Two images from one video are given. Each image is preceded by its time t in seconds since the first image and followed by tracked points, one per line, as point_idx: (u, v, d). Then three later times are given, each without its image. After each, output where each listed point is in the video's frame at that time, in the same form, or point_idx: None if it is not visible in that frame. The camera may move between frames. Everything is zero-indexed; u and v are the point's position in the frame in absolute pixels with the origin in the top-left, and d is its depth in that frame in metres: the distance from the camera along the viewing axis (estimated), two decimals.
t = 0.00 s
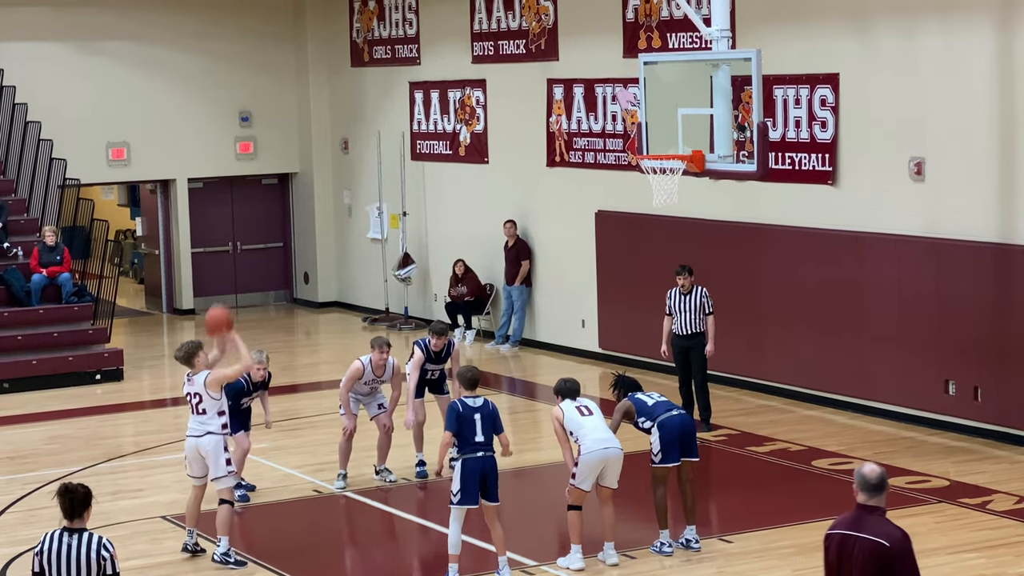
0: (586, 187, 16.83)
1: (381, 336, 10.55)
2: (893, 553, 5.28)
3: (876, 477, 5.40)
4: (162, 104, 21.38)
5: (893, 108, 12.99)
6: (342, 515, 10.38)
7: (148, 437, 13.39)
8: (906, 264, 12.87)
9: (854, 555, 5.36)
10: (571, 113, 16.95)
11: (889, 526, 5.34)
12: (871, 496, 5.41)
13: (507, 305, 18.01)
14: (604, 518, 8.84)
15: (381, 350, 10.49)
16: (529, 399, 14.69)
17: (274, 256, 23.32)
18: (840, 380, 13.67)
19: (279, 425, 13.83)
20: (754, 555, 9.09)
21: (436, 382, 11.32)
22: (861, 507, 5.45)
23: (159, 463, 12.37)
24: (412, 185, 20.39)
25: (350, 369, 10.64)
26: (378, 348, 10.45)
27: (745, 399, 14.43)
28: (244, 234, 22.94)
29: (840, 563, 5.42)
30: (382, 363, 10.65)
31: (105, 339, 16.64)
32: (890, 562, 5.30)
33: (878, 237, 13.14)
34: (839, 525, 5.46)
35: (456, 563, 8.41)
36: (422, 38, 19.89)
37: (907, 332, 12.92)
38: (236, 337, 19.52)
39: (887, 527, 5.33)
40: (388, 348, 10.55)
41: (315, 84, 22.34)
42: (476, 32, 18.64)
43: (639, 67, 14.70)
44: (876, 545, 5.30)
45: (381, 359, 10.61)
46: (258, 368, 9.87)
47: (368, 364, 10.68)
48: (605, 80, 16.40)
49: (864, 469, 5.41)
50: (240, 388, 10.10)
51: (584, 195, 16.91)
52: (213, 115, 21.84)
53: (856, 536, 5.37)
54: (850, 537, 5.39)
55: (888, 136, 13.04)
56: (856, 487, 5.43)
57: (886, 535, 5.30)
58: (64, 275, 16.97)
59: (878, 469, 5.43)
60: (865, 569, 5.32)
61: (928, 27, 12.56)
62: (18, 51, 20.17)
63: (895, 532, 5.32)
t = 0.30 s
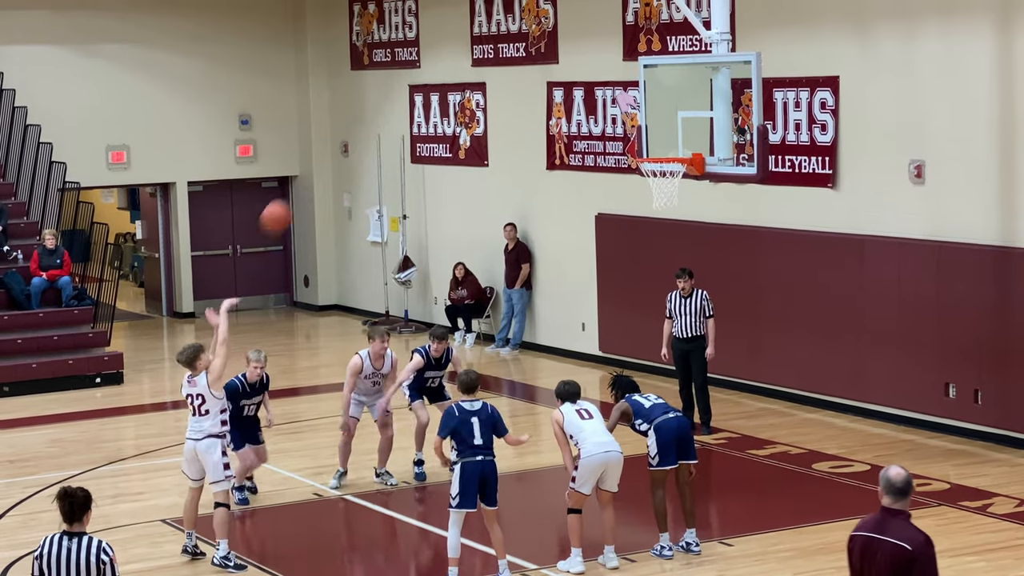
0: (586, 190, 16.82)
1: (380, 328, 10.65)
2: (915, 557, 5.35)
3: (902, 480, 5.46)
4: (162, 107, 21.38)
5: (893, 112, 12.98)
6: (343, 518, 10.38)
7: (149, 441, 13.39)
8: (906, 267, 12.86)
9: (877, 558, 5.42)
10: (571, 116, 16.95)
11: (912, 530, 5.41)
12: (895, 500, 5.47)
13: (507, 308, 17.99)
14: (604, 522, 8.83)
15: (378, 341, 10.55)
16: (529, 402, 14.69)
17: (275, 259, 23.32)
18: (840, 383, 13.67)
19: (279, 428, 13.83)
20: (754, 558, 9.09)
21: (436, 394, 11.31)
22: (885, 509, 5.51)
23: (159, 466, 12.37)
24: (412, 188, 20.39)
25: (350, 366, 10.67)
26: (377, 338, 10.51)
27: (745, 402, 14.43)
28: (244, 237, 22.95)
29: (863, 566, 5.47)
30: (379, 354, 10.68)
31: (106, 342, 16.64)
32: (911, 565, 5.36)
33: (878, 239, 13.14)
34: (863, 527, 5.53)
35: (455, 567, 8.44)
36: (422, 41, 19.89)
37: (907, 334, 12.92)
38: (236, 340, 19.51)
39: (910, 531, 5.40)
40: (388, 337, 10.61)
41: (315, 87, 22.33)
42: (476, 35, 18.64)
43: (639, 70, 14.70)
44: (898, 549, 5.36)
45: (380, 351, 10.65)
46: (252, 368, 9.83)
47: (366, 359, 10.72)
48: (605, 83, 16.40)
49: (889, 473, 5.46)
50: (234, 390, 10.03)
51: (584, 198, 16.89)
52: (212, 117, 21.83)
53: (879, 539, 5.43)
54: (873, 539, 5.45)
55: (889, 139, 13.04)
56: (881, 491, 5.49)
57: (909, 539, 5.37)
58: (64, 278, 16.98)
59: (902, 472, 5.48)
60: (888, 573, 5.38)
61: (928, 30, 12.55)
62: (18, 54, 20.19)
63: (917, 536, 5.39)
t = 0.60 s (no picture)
0: (586, 193, 16.82)
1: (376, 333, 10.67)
2: (941, 561, 5.47)
3: (929, 485, 5.57)
4: (161, 109, 21.38)
5: (892, 114, 12.99)
6: (342, 520, 10.38)
7: (147, 443, 13.38)
8: (906, 269, 12.87)
9: (904, 562, 5.54)
10: (571, 119, 16.96)
11: (940, 535, 5.52)
12: (922, 504, 5.59)
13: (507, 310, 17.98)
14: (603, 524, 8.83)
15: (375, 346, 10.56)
16: (528, 405, 14.69)
17: (274, 262, 23.33)
18: (840, 385, 13.67)
19: (278, 430, 13.82)
20: (754, 561, 9.09)
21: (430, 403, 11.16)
22: (911, 513, 5.63)
23: (158, 469, 12.36)
24: (412, 191, 20.39)
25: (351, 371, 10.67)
26: (373, 341, 10.56)
27: (744, 405, 14.43)
28: (244, 240, 22.95)
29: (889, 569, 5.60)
30: (377, 360, 10.68)
31: (105, 345, 16.64)
32: (937, 568, 5.49)
33: (877, 242, 13.14)
34: (890, 531, 5.64)
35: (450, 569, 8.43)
36: (421, 43, 19.90)
37: (906, 337, 12.92)
38: (236, 343, 19.52)
39: (937, 536, 5.51)
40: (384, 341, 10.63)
41: (315, 90, 22.33)
42: (476, 38, 18.63)
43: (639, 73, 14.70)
44: (925, 554, 5.48)
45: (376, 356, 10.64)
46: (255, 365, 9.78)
47: (365, 365, 10.71)
48: (604, 85, 16.41)
49: (917, 477, 5.58)
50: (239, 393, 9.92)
51: (584, 201, 16.89)
52: (212, 120, 21.84)
53: (906, 543, 5.55)
54: (900, 543, 5.57)
55: (888, 142, 13.04)
56: (908, 495, 5.60)
57: (936, 544, 5.48)
58: (64, 281, 16.98)
59: (930, 476, 5.60)
60: None
61: (929, 32, 12.56)
62: (19, 57, 20.19)
63: (944, 540, 5.50)
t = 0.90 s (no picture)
0: (586, 196, 16.82)
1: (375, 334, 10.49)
2: (970, 561, 5.43)
3: (957, 485, 5.50)
4: (160, 113, 21.38)
5: (892, 117, 13.00)
6: (342, 524, 10.38)
7: (147, 447, 13.38)
8: (905, 272, 12.88)
9: (932, 563, 5.49)
10: (570, 122, 16.96)
11: (967, 535, 5.47)
12: (950, 504, 5.52)
13: (506, 313, 17.98)
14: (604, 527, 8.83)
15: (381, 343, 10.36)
16: (528, 408, 14.69)
17: (274, 265, 23.33)
18: (839, 388, 13.68)
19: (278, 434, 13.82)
20: (753, 564, 9.10)
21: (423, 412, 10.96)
22: (940, 511, 5.56)
23: (158, 472, 12.37)
24: (411, 194, 20.40)
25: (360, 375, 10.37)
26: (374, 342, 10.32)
27: (744, 408, 14.43)
28: (243, 243, 22.95)
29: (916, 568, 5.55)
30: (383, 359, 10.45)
31: (104, 348, 16.65)
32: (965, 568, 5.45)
33: (877, 245, 13.15)
34: (917, 529, 5.59)
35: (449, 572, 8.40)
36: (420, 46, 19.90)
37: (906, 339, 12.93)
38: (235, 346, 19.52)
39: (966, 537, 5.46)
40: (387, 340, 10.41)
41: (314, 94, 22.32)
42: (475, 41, 18.63)
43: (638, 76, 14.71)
44: (953, 554, 5.43)
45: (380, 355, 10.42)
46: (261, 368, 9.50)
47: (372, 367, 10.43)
48: (604, 88, 16.41)
49: (945, 477, 5.50)
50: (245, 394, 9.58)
51: (584, 204, 16.89)
52: (211, 124, 21.84)
53: (933, 543, 5.50)
54: (927, 543, 5.52)
55: (888, 145, 13.05)
56: (937, 494, 5.53)
57: (964, 544, 5.44)
58: (63, 284, 16.99)
59: (957, 476, 5.52)
60: None
61: (928, 35, 12.55)
62: (19, 61, 20.20)
63: (973, 541, 5.45)
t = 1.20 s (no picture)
0: (585, 198, 16.83)
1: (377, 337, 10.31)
2: (995, 560, 5.50)
3: (978, 485, 5.61)
4: (158, 117, 21.38)
5: (889, 121, 13.01)
6: (342, 527, 10.38)
7: (146, 450, 13.38)
8: (903, 275, 12.88)
9: (955, 561, 5.58)
10: (568, 125, 16.96)
11: (990, 534, 5.56)
12: (971, 504, 5.62)
13: (505, 316, 17.98)
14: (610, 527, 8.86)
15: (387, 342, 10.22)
16: (526, 411, 14.69)
17: (272, 268, 23.33)
18: (837, 391, 13.69)
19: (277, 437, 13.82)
20: (753, 567, 9.10)
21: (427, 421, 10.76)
22: (961, 514, 5.66)
23: (157, 476, 12.36)
24: (409, 197, 20.40)
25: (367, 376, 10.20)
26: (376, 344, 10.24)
27: (743, 411, 14.44)
28: (242, 247, 22.95)
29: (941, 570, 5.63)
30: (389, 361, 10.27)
31: (102, 352, 16.64)
32: (990, 568, 5.52)
33: (875, 248, 13.16)
34: (939, 530, 5.68)
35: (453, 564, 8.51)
36: (418, 50, 19.91)
37: (904, 342, 12.94)
38: (234, 349, 19.52)
39: (990, 536, 5.54)
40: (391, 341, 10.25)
41: (312, 97, 22.33)
42: (474, 44, 18.64)
43: (637, 79, 14.72)
44: (978, 553, 5.51)
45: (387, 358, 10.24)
46: (255, 376, 9.25)
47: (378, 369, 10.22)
48: (602, 91, 16.42)
49: (968, 477, 5.62)
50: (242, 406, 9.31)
51: (582, 207, 16.90)
52: (209, 127, 21.84)
53: (956, 542, 5.59)
54: (950, 542, 5.61)
55: (886, 148, 13.05)
56: (958, 495, 5.64)
57: (989, 543, 5.52)
58: (61, 288, 16.98)
59: (979, 477, 5.64)
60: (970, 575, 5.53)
61: (927, 38, 12.57)
62: (17, 64, 20.20)
63: (996, 540, 5.54)
